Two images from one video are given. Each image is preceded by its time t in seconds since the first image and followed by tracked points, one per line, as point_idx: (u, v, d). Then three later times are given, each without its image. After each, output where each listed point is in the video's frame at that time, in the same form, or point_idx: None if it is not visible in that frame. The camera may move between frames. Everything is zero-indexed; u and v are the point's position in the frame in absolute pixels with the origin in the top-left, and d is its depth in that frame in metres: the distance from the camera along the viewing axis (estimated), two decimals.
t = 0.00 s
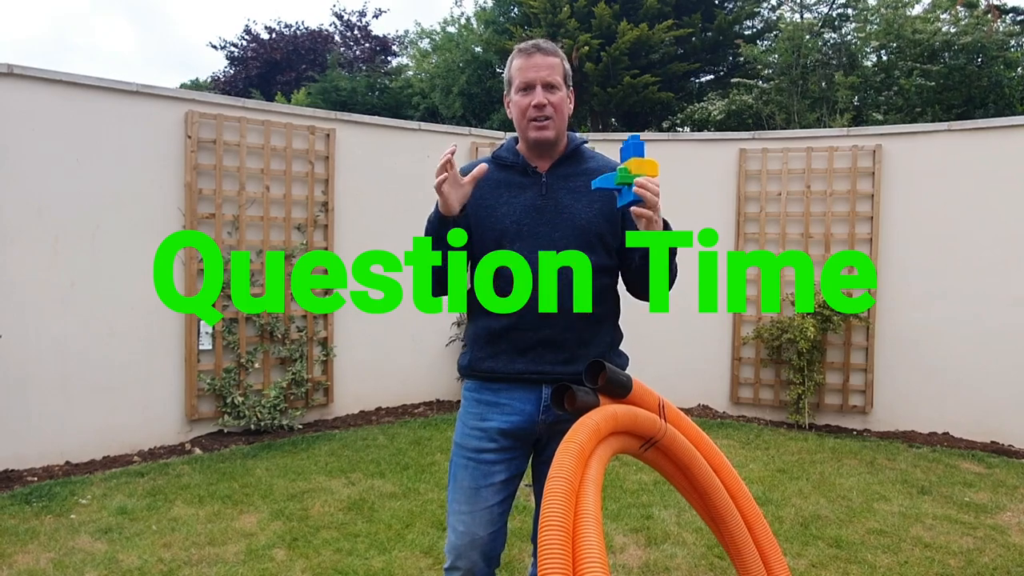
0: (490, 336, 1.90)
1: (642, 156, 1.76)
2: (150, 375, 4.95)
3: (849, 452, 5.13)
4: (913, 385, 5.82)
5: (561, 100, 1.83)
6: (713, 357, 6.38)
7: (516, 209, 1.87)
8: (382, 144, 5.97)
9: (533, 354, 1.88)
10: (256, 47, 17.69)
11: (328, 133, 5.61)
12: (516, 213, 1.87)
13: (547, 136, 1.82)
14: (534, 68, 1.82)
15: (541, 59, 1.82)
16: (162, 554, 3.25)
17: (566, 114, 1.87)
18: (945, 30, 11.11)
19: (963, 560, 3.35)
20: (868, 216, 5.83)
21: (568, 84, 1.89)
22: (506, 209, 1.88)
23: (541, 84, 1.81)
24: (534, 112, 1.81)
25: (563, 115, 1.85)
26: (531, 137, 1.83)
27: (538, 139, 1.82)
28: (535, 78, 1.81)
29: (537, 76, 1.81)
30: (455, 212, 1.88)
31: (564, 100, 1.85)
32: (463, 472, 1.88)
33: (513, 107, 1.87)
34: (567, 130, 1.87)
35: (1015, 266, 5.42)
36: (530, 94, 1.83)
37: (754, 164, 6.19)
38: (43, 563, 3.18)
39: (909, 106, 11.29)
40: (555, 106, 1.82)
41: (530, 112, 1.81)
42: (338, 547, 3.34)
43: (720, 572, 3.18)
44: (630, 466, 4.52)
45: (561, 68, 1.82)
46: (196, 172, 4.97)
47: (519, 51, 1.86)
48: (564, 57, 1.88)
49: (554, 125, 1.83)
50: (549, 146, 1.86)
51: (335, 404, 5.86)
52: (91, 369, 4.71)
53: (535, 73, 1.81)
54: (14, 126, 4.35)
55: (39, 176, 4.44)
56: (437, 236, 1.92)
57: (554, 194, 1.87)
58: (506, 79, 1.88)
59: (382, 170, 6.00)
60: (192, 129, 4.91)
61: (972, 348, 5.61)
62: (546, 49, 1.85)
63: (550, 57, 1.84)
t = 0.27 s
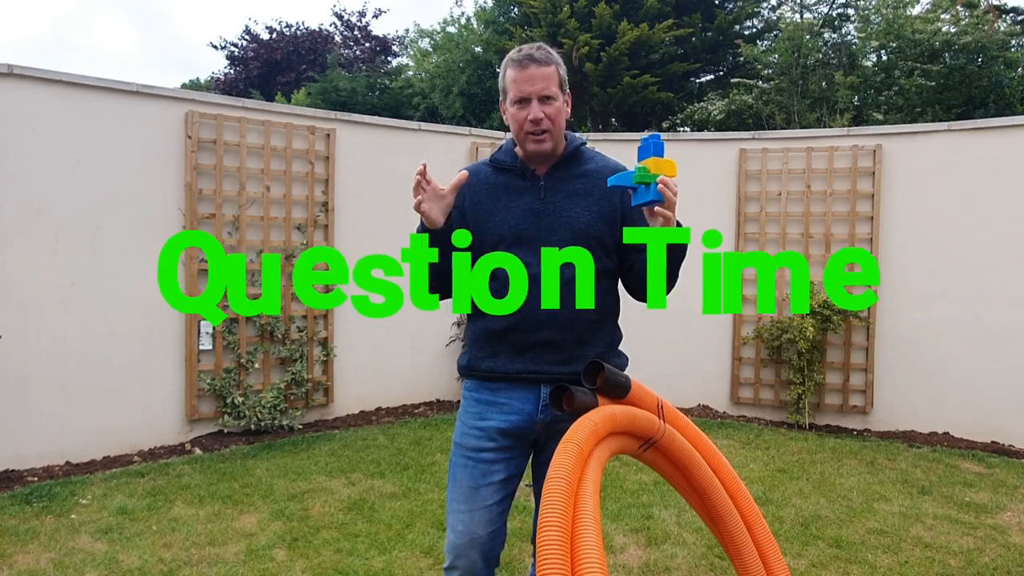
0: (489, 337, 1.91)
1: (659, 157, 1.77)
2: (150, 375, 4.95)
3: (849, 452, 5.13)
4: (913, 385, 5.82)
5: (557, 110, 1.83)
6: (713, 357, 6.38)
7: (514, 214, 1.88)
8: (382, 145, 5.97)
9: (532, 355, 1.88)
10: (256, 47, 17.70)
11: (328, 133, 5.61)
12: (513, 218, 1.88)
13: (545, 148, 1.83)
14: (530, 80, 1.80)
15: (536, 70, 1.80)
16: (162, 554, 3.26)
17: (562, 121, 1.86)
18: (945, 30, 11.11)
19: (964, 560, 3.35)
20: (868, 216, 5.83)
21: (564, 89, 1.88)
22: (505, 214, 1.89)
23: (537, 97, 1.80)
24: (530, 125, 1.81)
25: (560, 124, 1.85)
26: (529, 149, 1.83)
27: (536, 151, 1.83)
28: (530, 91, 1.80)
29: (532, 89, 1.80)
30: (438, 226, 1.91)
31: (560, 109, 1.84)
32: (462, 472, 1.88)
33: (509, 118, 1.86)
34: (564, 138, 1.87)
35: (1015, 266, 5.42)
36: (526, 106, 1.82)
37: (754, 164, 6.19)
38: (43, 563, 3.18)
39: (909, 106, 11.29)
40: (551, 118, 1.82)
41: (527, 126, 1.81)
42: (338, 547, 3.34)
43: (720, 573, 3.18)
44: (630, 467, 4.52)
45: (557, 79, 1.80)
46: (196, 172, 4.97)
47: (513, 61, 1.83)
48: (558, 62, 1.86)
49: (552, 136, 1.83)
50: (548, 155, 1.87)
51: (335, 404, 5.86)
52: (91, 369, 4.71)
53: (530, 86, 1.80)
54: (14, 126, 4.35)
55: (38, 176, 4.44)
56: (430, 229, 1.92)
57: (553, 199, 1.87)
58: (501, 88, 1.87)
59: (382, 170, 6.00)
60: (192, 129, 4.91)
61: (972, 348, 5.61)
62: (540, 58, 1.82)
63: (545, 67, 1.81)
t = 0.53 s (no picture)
0: (489, 337, 1.91)
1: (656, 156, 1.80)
2: (150, 375, 4.95)
3: (849, 452, 5.13)
4: (913, 385, 5.82)
5: (553, 111, 1.83)
6: (712, 357, 6.38)
7: (513, 216, 1.88)
8: (381, 145, 5.97)
9: (531, 354, 1.87)
10: (256, 48, 17.72)
11: (328, 133, 5.61)
12: (512, 220, 1.88)
13: (543, 150, 1.83)
14: (525, 83, 1.80)
15: (531, 72, 1.80)
16: (162, 554, 3.26)
17: (560, 122, 1.86)
18: (945, 30, 11.11)
19: (964, 560, 3.35)
20: (868, 216, 5.83)
21: (561, 89, 1.88)
22: (504, 216, 1.89)
23: (534, 99, 1.80)
24: (528, 127, 1.81)
25: (557, 125, 1.85)
26: (527, 151, 1.83)
27: (534, 153, 1.83)
28: (526, 93, 1.80)
29: (528, 91, 1.80)
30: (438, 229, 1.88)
31: (557, 110, 1.84)
32: (462, 471, 1.88)
33: (507, 121, 1.86)
34: (562, 138, 1.87)
35: (1015, 266, 5.42)
36: (523, 109, 1.82)
37: (754, 164, 6.19)
38: (43, 563, 3.18)
39: (909, 106, 11.28)
40: (548, 121, 1.82)
41: (525, 128, 1.81)
42: (338, 547, 3.34)
43: (720, 573, 3.18)
44: (630, 467, 4.52)
45: (553, 80, 1.80)
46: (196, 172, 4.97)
47: (509, 64, 1.83)
48: (554, 63, 1.86)
49: (550, 138, 1.83)
50: (546, 156, 1.87)
51: (335, 404, 5.86)
52: (90, 369, 4.71)
53: (526, 88, 1.80)
54: (14, 127, 4.35)
55: (38, 177, 4.44)
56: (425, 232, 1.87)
57: (552, 200, 1.88)
58: (498, 91, 1.87)
59: (382, 170, 6.00)
60: (192, 129, 4.91)
61: (972, 347, 5.61)
62: (535, 60, 1.82)
63: (540, 69, 1.81)
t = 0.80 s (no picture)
0: (490, 337, 1.91)
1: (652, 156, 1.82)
2: (150, 376, 4.95)
3: (849, 452, 5.14)
4: (913, 385, 5.82)
5: (553, 110, 1.83)
6: (713, 357, 6.38)
7: (514, 216, 1.88)
8: (381, 145, 5.97)
9: (531, 354, 1.87)
10: (256, 48, 17.73)
11: (328, 133, 5.61)
12: (513, 220, 1.88)
13: (544, 149, 1.83)
14: (524, 82, 1.80)
15: (530, 72, 1.80)
16: (163, 555, 3.26)
17: (560, 121, 1.86)
18: (945, 30, 11.10)
19: (964, 560, 3.35)
20: (868, 216, 5.83)
21: (560, 88, 1.88)
22: (504, 216, 1.89)
23: (533, 99, 1.80)
24: (527, 126, 1.81)
25: (557, 123, 1.84)
26: (528, 151, 1.83)
27: (535, 152, 1.83)
28: (525, 93, 1.80)
29: (527, 91, 1.80)
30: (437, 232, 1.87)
31: (557, 109, 1.84)
32: (463, 471, 1.87)
33: (507, 121, 1.86)
34: (562, 137, 1.87)
35: (1015, 266, 5.42)
36: (522, 108, 1.82)
37: (754, 164, 6.19)
38: (43, 563, 3.18)
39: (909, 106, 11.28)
40: (548, 120, 1.82)
41: (525, 128, 1.81)
42: (339, 547, 3.34)
43: (720, 572, 3.18)
44: (630, 467, 4.52)
45: (552, 79, 1.80)
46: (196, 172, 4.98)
47: (508, 63, 1.83)
48: (553, 61, 1.85)
49: (550, 137, 1.83)
50: (547, 155, 1.87)
51: (335, 404, 5.86)
52: (90, 369, 4.71)
53: (525, 88, 1.80)
54: (14, 127, 4.35)
55: (38, 177, 4.44)
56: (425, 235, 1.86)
57: (552, 200, 1.87)
58: (497, 91, 1.87)
59: (382, 170, 6.00)
60: (192, 129, 4.91)
61: (973, 347, 5.61)
62: (534, 59, 1.82)
63: (539, 68, 1.81)
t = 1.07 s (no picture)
0: (491, 337, 1.90)
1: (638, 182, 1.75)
2: (150, 376, 4.95)
3: (850, 452, 5.14)
4: (913, 385, 5.82)
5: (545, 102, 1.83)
6: (713, 356, 6.38)
7: (517, 215, 1.89)
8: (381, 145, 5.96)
9: (533, 354, 1.87)
10: (256, 48, 17.74)
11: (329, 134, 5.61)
12: (516, 220, 1.88)
13: (539, 142, 1.83)
14: (512, 79, 1.82)
15: (517, 68, 1.82)
16: (163, 555, 3.26)
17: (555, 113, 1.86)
18: (945, 30, 11.10)
19: (964, 560, 3.35)
20: (868, 216, 5.83)
21: (555, 81, 1.88)
22: (508, 216, 1.89)
23: (522, 93, 1.81)
24: (520, 122, 1.82)
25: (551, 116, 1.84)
26: (525, 146, 1.84)
27: (531, 147, 1.84)
28: (514, 89, 1.82)
29: (515, 87, 1.82)
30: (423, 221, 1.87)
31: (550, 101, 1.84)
32: (465, 472, 1.87)
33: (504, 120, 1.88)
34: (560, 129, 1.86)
35: (1015, 266, 5.42)
36: (514, 105, 1.84)
37: (754, 163, 6.18)
38: (44, 563, 3.18)
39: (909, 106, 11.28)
40: (539, 112, 1.82)
41: (517, 123, 1.82)
42: (339, 547, 3.34)
43: (720, 572, 3.18)
44: (631, 466, 4.52)
45: (538, 71, 1.81)
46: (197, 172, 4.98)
47: (498, 64, 1.87)
48: (544, 55, 1.86)
49: (544, 129, 1.83)
50: (546, 149, 1.87)
51: (335, 404, 5.86)
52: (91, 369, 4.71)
53: (514, 84, 1.82)
54: (14, 128, 4.35)
55: (38, 177, 4.44)
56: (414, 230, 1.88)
57: (556, 200, 1.87)
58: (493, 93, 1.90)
59: (382, 170, 6.00)
60: (192, 130, 4.91)
61: (973, 347, 5.60)
62: (522, 55, 1.84)
63: (526, 63, 1.83)
